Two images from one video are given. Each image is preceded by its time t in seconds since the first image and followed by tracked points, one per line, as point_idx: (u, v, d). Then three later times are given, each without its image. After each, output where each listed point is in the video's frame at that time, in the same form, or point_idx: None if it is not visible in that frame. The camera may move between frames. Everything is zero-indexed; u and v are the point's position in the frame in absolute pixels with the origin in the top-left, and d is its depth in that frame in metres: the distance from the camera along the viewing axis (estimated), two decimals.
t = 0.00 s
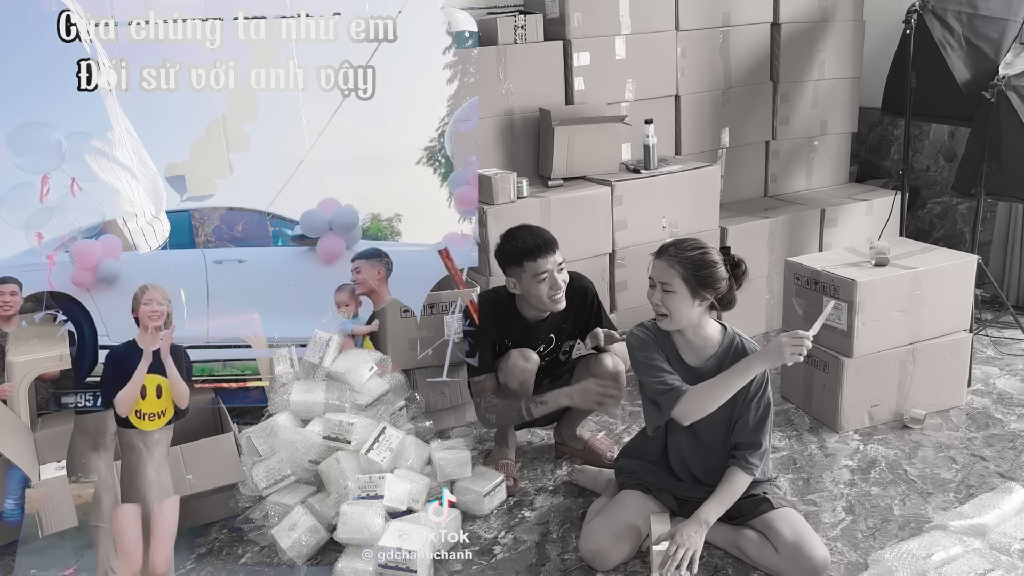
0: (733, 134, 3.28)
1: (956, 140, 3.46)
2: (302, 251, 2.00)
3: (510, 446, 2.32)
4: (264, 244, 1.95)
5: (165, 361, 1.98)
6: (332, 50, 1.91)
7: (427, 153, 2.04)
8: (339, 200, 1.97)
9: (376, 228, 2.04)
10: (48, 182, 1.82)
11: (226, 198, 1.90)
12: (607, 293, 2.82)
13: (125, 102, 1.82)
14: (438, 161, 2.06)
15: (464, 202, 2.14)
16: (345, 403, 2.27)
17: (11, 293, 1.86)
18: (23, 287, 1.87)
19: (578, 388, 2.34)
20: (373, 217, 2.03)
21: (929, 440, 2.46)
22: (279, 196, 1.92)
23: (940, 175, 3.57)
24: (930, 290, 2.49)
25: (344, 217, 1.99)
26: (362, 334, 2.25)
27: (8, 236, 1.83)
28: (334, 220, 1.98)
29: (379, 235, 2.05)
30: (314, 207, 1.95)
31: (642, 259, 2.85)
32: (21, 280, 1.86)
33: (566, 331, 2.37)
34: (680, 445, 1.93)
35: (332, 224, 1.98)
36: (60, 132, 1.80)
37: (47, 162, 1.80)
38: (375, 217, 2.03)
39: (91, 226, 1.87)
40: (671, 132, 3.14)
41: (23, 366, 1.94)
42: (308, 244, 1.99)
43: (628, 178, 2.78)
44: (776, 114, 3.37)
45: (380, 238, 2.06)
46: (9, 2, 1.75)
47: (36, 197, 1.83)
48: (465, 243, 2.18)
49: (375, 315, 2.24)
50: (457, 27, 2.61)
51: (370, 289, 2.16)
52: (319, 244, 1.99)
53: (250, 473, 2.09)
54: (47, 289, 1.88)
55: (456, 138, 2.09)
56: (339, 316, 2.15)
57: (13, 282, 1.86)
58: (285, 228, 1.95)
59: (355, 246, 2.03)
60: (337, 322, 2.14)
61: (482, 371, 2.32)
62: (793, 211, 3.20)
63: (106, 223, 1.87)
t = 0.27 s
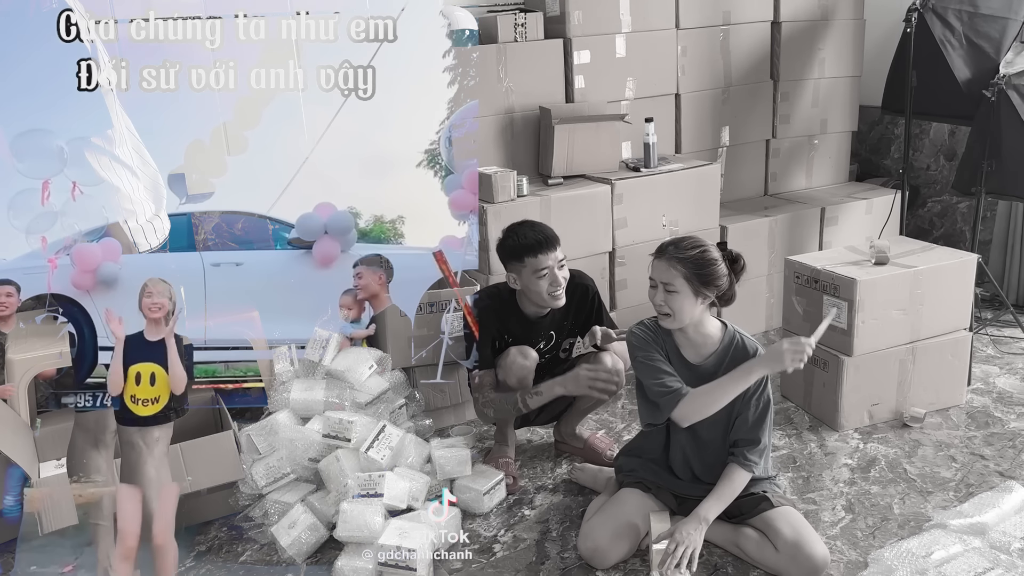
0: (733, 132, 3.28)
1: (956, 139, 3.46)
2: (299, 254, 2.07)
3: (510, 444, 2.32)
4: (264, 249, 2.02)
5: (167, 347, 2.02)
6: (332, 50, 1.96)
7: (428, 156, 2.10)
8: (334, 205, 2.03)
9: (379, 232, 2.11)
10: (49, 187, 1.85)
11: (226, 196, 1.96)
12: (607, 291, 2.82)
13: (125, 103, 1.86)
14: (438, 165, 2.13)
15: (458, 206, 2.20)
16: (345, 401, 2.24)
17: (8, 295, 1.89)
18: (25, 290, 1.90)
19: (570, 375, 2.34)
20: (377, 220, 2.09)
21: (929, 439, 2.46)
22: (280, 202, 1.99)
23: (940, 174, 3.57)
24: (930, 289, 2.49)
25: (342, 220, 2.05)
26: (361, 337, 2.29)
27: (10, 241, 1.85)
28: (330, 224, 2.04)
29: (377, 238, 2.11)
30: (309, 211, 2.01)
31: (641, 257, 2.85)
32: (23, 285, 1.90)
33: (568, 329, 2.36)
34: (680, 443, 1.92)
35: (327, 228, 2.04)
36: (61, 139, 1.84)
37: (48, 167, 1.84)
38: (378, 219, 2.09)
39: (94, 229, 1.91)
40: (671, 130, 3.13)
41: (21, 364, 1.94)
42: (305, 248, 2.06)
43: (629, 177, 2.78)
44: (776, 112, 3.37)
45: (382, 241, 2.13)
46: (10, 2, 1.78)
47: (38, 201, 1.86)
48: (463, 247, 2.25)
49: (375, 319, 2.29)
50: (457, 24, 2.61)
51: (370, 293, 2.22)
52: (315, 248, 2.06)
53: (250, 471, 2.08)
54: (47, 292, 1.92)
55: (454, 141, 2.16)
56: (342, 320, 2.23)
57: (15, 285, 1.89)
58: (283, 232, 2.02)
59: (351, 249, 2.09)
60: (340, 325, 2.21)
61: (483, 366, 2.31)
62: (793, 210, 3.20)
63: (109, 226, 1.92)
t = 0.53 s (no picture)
0: (733, 131, 3.28)
1: (956, 138, 3.47)
2: (296, 257, 2.13)
3: (511, 443, 2.32)
4: (264, 252, 2.09)
5: (154, 344, 2.02)
6: (332, 50, 2.01)
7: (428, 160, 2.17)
8: (330, 210, 2.09)
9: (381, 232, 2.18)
10: (51, 191, 1.84)
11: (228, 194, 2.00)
12: (607, 290, 2.81)
13: (125, 102, 1.88)
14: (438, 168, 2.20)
15: (455, 210, 2.28)
16: (345, 399, 2.26)
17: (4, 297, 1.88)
18: (27, 292, 1.90)
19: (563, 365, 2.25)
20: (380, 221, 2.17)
21: (929, 438, 2.46)
22: (279, 208, 2.05)
23: (940, 173, 3.57)
24: (930, 288, 2.49)
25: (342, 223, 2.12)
26: (359, 338, 2.31)
27: (12, 245, 1.85)
28: (325, 228, 2.10)
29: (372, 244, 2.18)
30: (306, 216, 2.07)
31: (642, 256, 2.85)
32: (23, 289, 1.89)
33: (567, 327, 2.35)
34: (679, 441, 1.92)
35: (322, 231, 2.10)
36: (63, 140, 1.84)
37: (53, 173, 1.84)
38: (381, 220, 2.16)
39: (97, 233, 1.93)
40: (672, 129, 3.13)
41: (21, 363, 1.94)
42: (302, 252, 2.12)
43: (629, 175, 2.78)
44: (776, 111, 3.37)
45: (386, 243, 2.20)
46: None
47: (42, 207, 1.85)
48: (460, 252, 2.32)
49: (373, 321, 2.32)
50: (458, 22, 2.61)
51: (369, 295, 2.27)
52: (311, 252, 2.13)
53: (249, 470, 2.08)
54: (48, 295, 1.91)
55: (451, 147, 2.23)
56: (342, 319, 2.26)
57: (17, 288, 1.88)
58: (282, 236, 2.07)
59: (346, 252, 2.16)
60: (342, 323, 2.25)
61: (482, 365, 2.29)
62: (793, 209, 3.20)
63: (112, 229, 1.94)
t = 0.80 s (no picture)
0: (733, 129, 3.28)
1: (956, 136, 3.46)
2: (294, 260, 2.23)
3: (510, 441, 2.32)
4: (265, 253, 2.20)
5: (158, 362, 2.16)
6: (332, 50, 2.11)
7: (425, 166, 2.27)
8: (327, 214, 2.20)
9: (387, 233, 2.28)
10: (56, 196, 2.00)
11: (230, 191, 2.12)
12: (607, 288, 2.81)
13: (125, 102, 2.00)
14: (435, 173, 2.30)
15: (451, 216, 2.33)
16: (345, 397, 2.20)
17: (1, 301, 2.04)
18: (35, 292, 2.07)
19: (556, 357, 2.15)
20: (383, 222, 2.27)
21: (928, 437, 2.46)
22: (279, 212, 2.17)
23: (940, 171, 3.57)
24: (930, 286, 2.49)
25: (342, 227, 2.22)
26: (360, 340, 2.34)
27: (19, 244, 2.02)
28: (322, 231, 2.21)
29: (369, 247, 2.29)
30: (303, 218, 2.18)
31: (641, 255, 2.85)
32: (30, 288, 2.07)
33: (568, 325, 2.35)
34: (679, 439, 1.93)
35: (320, 235, 2.21)
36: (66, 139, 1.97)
37: (58, 178, 1.98)
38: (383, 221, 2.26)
39: (102, 235, 2.09)
40: (672, 128, 3.13)
41: (21, 359, 2.09)
42: (299, 253, 2.22)
43: (629, 173, 2.78)
44: (776, 109, 3.36)
45: (391, 243, 2.30)
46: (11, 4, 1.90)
47: (47, 210, 2.01)
48: (456, 255, 2.36)
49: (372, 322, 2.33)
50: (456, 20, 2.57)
51: (369, 298, 2.31)
52: (309, 254, 2.23)
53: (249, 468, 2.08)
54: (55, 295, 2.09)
55: (450, 150, 2.34)
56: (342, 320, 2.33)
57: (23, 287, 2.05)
58: (281, 237, 2.19)
59: (343, 255, 2.27)
60: (341, 324, 2.32)
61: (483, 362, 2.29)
62: (793, 207, 3.20)
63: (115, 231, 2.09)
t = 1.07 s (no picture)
0: (733, 128, 3.28)
1: (956, 135, 3.46)
2: (293, 264, 2.14)
3: (510, 440, 2.32)
4: (265, 254, 2.11)
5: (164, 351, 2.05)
6: (332, 50, 2.04)
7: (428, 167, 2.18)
8: (326, 217, 2.11)
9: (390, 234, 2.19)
10: (63, 204, 1.90)
11: (230, 196, 2.05)
12: (607, 287, 2.82)
13: (125, 101, 1.93)
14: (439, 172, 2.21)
15: (449, 216, 2.26)
16: (345, 396, 2.27)
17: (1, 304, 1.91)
18: (39, 295, 1.94)
19: (556, 356, 2.15)
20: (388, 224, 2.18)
21: (928, 436, 2.46)
22: (283, 213, 2.08)
23: (940, 171, 3.57)
24: (930, 286, 2.49)
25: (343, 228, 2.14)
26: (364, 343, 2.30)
27: (25, 247, 1.90)
28: (321, 235, 2.12)
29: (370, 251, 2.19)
30: (303, 222, 2.10)
31: (641, 254, 2.85)
32: (33, 292, 1.94)
33: (568, 323, 2.35)
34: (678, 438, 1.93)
35: (319, 238, 2.12)
36: (65, 139, 1.89)
37: (65, 184, 1.90)
38: (388, 222, 2.18)
39: (105, 239, 1.98)
40: (672, 127, 3.13)
41: (20, 358, 1.95)
42: (297, 256, 2.13)
43: (629, 172, 2.78)
44: (776, 108, 3.36)
45: (396, 244, 2.21)
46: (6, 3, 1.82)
47: (53, 216, 1.90)
48: (453, 258, 2.30)
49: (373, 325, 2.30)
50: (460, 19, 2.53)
51: (369, 301, 2.26)
52: (307, 255, 2.14)
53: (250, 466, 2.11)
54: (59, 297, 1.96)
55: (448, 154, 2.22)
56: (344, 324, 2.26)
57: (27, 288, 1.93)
58: (281, 239, 2.10)
59: (343, 258, 2.17)
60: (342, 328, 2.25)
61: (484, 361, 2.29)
62: (793, 206, 3.20)
63: (119, 235, 1.98)
